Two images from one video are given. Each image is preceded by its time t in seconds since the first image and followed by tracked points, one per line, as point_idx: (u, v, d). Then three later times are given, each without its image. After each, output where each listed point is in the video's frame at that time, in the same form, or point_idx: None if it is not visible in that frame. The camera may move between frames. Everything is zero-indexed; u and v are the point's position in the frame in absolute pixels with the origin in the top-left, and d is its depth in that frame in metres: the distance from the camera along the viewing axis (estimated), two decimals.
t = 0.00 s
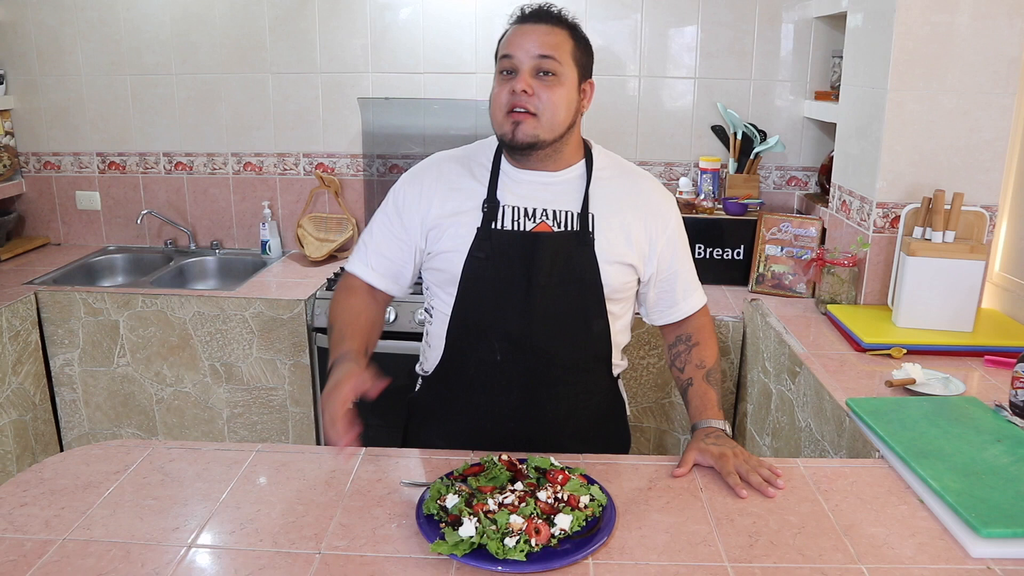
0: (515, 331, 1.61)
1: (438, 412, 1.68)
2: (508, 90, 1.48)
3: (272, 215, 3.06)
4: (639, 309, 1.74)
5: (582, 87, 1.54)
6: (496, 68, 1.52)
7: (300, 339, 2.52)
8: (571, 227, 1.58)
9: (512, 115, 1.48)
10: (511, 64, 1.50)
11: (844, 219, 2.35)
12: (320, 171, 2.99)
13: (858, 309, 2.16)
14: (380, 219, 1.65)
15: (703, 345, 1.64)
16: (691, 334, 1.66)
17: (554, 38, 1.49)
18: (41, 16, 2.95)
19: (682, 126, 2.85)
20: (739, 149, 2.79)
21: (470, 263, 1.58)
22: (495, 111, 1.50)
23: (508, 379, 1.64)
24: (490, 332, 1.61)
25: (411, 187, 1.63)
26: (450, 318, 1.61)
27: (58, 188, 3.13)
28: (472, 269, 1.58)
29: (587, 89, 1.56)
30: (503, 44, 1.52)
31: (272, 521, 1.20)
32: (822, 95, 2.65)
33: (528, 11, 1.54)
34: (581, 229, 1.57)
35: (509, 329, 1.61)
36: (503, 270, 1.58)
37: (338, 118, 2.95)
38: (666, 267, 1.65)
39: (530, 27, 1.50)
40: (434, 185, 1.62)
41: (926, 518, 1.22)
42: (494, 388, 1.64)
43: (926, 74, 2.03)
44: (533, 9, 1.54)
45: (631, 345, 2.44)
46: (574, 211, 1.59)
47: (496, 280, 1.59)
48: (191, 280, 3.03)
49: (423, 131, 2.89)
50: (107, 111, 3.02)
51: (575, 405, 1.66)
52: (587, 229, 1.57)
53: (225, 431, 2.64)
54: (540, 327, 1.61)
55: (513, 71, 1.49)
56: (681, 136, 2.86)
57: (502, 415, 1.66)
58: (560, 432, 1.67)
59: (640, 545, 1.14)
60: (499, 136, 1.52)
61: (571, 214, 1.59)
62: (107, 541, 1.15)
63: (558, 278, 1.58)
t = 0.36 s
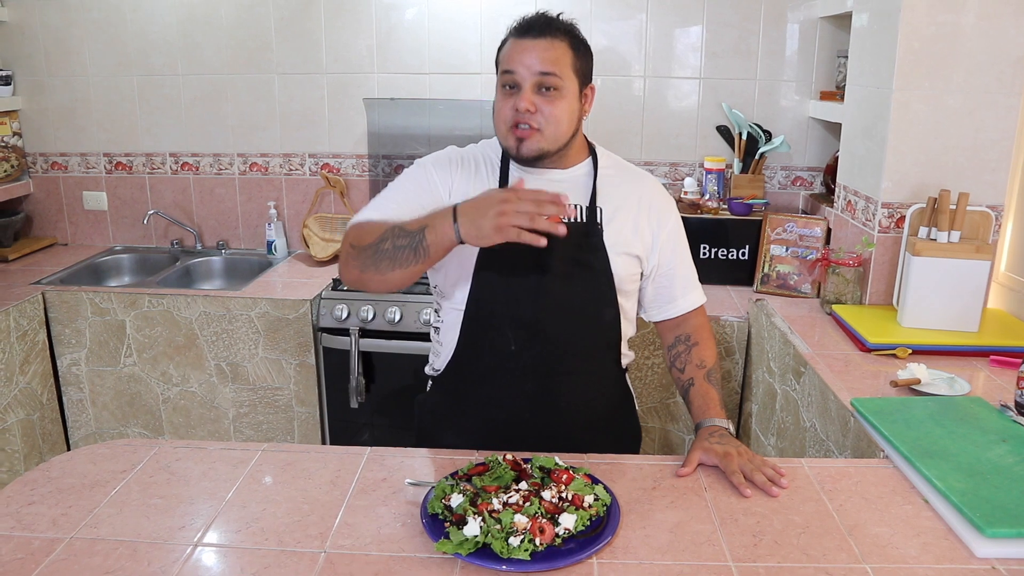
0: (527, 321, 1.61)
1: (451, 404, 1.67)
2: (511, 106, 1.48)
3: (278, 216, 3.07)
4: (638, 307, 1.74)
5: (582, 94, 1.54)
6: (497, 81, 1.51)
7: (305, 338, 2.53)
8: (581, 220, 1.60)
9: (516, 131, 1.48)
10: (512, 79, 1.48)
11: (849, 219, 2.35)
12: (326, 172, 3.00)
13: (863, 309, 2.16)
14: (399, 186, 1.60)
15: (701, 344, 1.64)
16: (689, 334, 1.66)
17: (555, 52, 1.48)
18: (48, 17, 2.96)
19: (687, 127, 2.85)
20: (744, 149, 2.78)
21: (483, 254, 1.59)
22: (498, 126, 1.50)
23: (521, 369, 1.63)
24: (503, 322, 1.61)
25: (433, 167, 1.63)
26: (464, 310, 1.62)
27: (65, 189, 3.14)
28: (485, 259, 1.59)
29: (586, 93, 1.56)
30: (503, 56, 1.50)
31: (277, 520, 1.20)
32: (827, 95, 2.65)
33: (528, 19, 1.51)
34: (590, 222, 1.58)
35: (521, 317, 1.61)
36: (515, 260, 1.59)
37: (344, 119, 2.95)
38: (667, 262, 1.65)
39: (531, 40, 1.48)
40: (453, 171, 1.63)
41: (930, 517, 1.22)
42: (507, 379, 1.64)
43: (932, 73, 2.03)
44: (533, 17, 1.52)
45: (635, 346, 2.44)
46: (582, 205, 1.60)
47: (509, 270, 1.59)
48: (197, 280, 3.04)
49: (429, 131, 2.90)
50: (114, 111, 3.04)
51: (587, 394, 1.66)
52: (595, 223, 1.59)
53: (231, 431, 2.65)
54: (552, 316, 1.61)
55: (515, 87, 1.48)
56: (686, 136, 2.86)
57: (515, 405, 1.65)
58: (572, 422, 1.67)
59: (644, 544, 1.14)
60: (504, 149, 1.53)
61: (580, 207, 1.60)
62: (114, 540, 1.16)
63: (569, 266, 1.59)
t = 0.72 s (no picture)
0: (536, 328, 1.61)
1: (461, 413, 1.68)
2: (518, 106, 1.48)
3: (279, 218, 3.08)
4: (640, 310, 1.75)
5: (586, 92, 1.55)
6: (502, 82, 1.51)
7: (307, 341, 2.53)
8: (586, 225, 1.60)
9: (525, 130, 1.49)
10: (517, 79, 1.49)
11: (850, 222, 2.35)
12: (327, 175, 3.01)
13: (864, 313, 2.16)
14: (401, 224, 1.59)
15: (704, 348, 1.62)
16: (692, 338, 1.64)
17: (559, 50, 1.48)
18: (51, 19, 2.97)
19: (688, 130, 2.85)
20: (745, 152, 2.78)
21: (490, 262, 1.59)
22: (506, 125, 1.50)
23: (530, 377, 1.64)
24: (511, 329, 1.61)
25: (430, 189, 1.61)
26: (469, 317, 1.62)
27: (67, 191, 3.15)
28: (492, 266, 1.59)
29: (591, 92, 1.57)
30: (506, 58, 1.51)
31: (278, 523, 1.21)
32: (828, 98, 2.65)
33: (529, 20, 1.52)
34: (596, 227, 1.59)
35: (530, 324, 1.61)
36: (523, 267, 1.59)
37: (345, 122, 2.96)
38: (670, 266, 1.66)
39: (534, 40, 1.49)
40: (451, 189, 1.61)
41: (931, 521, 1.22)
42: (517, 386, 1.64)
43: (933, 77, 2.03)
44: (534, 18, 1.52)
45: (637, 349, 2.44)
46: (587, 210, 1.60)
47: (516, 277, 1.59)
48: (198, 282, 3.04)
49: (430, 135, 2.93)
50: (116, 114, 3.04)
51: (596, 398, 1.67)
52: (601, 227, 1.59)
53: (232, 433, 2.65)
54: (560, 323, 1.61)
55: (521, 86, 1.48)
56: (687, 140, 2.86)
57: (526, 411, 1.65)
58: (584, 427, 1.67)
59: (644, 548, 1.14)
60: (511, 148, 1.53)
61: (585, 212, 1.60)
62: (115, 542, 1.16)
63: (577, 273, 1.59)
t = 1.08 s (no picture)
0: (532, 338, 1.62)
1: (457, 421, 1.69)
2: (514, 112, 1.49)
3: (280, 223, 3.08)
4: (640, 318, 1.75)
5: (586, 103, 1.55)
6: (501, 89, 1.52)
7: (307, 346, 2.54)
8: (583, 236, 1.60)
9: (520, 137, 1.50)
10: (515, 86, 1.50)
11: (849, 228, 2.36)
12: (328, 180, 3.02)
13: (863, 318, 2.17)
14: (396, 230, 1.60)
15: (704, 355, 1.63)
16: (692, 345, 1.66)
17: (558, 59, 1.49)
18: (53, 25, 2.98)
19: (688, 136, 2.86)
20: (745, 158, 2.79)
21: (486, 272, 1.59)
22: (502, 131, 1.51)
23: (524, 386, 1.64)
24: (507, 339, 1.62)
25: (427, 198, 1.61)
26: (465, 327, 1.63)
27: (68, 196, 3.16)
28: (488, 277, 1.59)
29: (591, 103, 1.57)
30: (507, 64, 1.52)
31: (278, 528, 1.21)
32: (828, 104, 2.66)
33: (533, 27, 1.53)
34: (593, 238, 1.59)
35: (525, 334, 1.62)
36: (519, 277, 1.59)
37: (345, 127, 2.97)
38: (670, 275, 1.66)
39: (535, 47, 1.49)
40: (448, 199, 1.61)
41: (929, 526, 1.22)
42: (512, 395, 1.65)
43: (932, 83, 2.04)
44: (539, 26, 1.53)
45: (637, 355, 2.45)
46: (585, 220, 1.61)
47: (512, 287, 1.60)
48: (199, 287, 3.05)
49: (430, 140, 2.93)
50: (118, 119, 3.05)
51: (591, 409, 1.67)
52: (598, 238, 1.59)
53: (233, 438, 2.66)
54: (556, 333, 1.62)
55: (518, 93, 1.49)
56: (687, 146, 2.87)
57: (521, 421, 1.66)
58: (579, 437, 1.68)
59: (643, 552, 1.14)
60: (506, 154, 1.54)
61: (583, 223, 1.60)
62: (116, 546, 1.16)
63: (572, 284, 1.60)
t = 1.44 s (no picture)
0: (528, 344, 1.63)
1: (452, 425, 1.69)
2: (526, 119, 1.49)
3: (282, 230, 3.09)
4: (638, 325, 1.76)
5: (598, 122, 1.56)
6: (519, 92, 1.52)
7: (309, 352, 2.54)
8: (583, 243, 1.61)
9: (525, 145, 1.50)
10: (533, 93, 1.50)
11: (849, 235, 2.36)
12: (329, 186, 3.03)
13: (863, 325, 2.17)
14: (399, 200, 1.59)
15: (701, 360, 1.66)
16: (689, 351, 1.67)
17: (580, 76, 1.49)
18: (57, 32, 3.00)
19: (688, 143, 2.87)
20: (745, 165, 2.80)
21: (486, 276, 1.60)
22: (511, 136, 1.52)
23: (520, 391, 1.65)
24: (504, 343, 1.63)
25: (434, 186, 1.62)
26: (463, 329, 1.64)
27: (71, 202, 3.17)
28: (487, 281, 1.60)
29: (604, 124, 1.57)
30: (530, 68, 1.52)
31: (280, 532, 1.21)
32: (827, 111, 2.67)
33: (563, 36, 1.53)
34: (593, 246, 1.60)
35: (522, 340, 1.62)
36: (517, 283, 1.60)
37: (347, 134, 2.98)
38: (667, 283, 1.67)
39: (560, 59, 1.49)
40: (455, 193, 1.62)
41: (929, 532, 1.23)
42: (507, 400, 1.65)
43: (930, 91, 2.05)
44: (569, 36, 1.53)
45: (637, 361, 2.45)
46: (586, 228, 1.62)
47: (510, 292, 1.61)
48: (201, 293, 3.06)
49: (432, 147, 2.95)
50: (121, 126, 3.07)
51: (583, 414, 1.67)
52: (598, 246, 1.60)
53: (234, 444, 2.66)
54: (553, 339, 1.62)
55: (534, 101, 1.50)
56: (688, 153, 2.88)
57: (514, 425, 1.66)
58: (571, 442, 1.68)
59: (644, 557, 1.15)
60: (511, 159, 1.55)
61: (583, 231, 1.61)
62: (119, 550, 1.17)
63: (570, 290, 1.60)
